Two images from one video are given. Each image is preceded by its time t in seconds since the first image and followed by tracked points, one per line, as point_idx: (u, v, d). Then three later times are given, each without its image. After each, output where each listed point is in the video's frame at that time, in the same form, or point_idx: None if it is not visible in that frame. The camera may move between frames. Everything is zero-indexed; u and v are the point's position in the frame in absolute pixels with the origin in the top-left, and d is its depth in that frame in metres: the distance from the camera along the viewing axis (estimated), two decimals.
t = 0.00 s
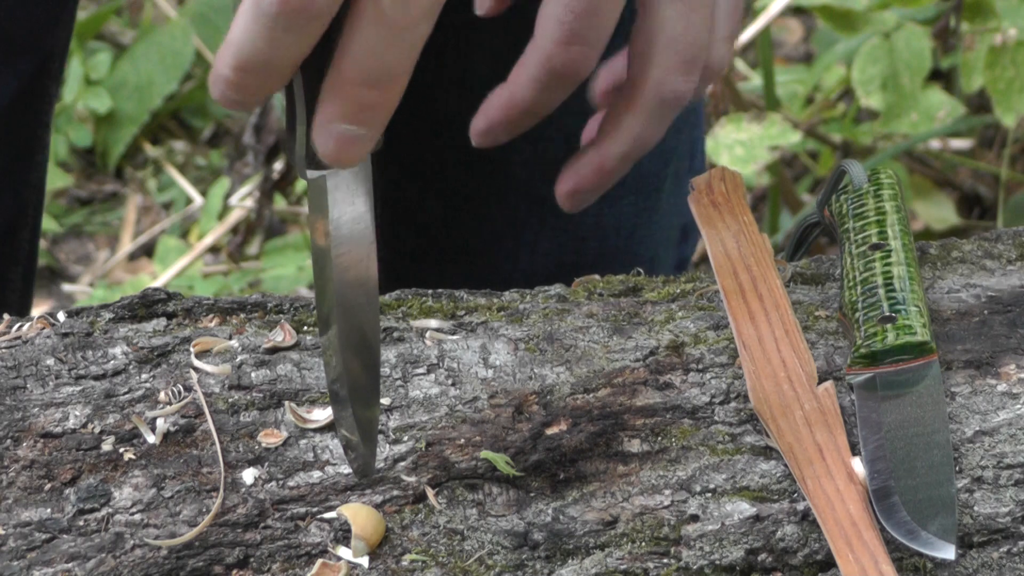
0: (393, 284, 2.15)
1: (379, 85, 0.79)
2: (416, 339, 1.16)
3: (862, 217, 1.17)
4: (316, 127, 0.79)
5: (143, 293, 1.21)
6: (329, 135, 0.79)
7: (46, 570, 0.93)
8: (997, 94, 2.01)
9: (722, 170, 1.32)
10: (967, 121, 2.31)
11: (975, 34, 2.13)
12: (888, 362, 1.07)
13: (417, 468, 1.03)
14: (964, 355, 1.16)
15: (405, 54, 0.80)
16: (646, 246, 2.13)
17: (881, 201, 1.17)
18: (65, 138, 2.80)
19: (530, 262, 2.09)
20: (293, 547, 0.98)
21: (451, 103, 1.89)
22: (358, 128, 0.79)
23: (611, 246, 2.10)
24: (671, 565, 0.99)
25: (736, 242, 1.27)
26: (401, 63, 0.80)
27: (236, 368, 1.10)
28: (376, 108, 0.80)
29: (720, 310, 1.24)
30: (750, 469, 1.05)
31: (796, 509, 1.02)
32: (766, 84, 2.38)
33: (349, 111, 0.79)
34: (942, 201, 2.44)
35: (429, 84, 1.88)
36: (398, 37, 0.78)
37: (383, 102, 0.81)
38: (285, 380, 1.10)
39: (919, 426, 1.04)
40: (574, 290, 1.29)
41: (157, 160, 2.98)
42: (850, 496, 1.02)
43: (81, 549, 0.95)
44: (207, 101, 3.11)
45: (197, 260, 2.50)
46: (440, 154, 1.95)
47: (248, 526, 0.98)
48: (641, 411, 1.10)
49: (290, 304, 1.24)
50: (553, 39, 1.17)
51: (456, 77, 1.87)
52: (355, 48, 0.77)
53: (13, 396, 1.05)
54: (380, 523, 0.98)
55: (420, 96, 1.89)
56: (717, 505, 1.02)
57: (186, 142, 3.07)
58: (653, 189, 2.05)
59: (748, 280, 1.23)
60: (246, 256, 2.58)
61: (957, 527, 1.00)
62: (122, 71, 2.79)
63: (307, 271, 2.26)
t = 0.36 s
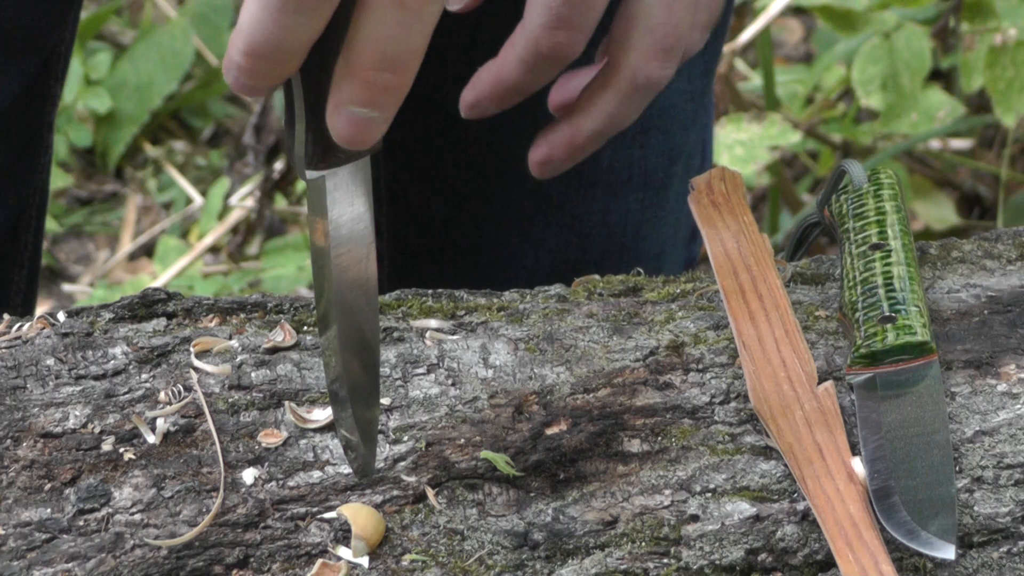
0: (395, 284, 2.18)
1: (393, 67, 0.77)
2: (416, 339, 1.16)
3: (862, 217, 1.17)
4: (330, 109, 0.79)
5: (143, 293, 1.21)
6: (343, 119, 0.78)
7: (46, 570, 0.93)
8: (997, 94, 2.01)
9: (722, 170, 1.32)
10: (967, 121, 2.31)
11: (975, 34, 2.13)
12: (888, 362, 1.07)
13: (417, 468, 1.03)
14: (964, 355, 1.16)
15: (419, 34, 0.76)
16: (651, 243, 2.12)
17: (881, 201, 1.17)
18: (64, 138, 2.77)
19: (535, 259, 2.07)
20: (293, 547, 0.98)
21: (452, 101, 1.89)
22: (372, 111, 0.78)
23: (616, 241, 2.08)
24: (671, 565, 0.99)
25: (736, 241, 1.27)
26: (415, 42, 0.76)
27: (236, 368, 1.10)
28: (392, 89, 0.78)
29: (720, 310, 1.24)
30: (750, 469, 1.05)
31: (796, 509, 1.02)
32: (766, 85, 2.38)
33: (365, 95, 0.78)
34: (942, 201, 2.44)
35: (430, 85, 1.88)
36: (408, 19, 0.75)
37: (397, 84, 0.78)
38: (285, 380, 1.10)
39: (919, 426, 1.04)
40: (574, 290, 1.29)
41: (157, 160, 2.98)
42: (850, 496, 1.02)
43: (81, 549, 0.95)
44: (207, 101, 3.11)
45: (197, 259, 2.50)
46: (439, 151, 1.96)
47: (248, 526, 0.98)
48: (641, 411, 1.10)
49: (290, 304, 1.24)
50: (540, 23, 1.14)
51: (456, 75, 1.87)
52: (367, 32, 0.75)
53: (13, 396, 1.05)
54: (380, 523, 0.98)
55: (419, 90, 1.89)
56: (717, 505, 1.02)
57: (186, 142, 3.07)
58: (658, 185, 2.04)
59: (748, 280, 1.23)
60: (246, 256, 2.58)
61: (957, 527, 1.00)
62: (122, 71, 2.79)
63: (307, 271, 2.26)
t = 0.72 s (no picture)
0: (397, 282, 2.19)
1: (320, 50, 0.76)
2: (416, 339, 1.16)
3: (862, 217, 1.17)
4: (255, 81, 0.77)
5: (143, 293, 1.21)
6: (262, 91, 0.76)
7: (46, 570, 0.93)
8: (997, 94, 2.02)
9: (722, 170, 1.32)
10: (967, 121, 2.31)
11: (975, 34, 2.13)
12: (888, 362, 1.07)
13: (417, 468, 1.03)
14: (964, 355, 1.16)
15: (350, 23, 0.76)
16: (651, 239, 2.12)
17: (881, 201, 1.17)
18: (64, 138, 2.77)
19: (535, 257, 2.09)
20: (293, 547, 0.98)
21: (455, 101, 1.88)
22: (292, 90, 0.76)
23: (615, 239, 2.09)
24: (671, 565, 0.99)
25: (736, 241, 1.27)
26: (345, 30, 0.76)
27: (236, 368, 1.10)
28: (317, 73, 0.77)
29: (720, 310, 1.24)
30: (750, 469, 1.05)
31: (796, 509, 1.02)
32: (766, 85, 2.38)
33: (289, 72, 0.76)
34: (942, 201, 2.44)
35: (430, 86, 1.88)
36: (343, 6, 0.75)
37: (324, 70, 0.77)
38: (285, 380, 1.10)
39: (919, 426, 1.04)
40: (574, 290, 1.29)
41: (157, 160, 2.98)
42: (850, 496, 1.02)
43: (81, 549, 0.95)
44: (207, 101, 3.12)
45: (197, 259, 2.50)
46: (439, 151, 1.95)
47: (248, 526, 0.98)
48: (641, 411, 1.10)
49: (290, 304, 1.24)
50: (535, 15, 1.08)
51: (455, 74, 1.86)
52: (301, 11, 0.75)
53: (13, 396, 1.05)
54: (380, 523, 0.98)
55: (420, 87, 1.89)
56: (717, 505, 1.02)
57: (186, 142, 3.07)
58: (659, 181, 2.04)
59: (748, 280, 1.23)
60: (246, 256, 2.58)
61: (957, 527, 1.00)
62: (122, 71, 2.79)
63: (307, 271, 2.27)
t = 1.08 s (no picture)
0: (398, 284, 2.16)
1: None
2: (416, 339, 1.15)
3: (863, 217, 1.17)
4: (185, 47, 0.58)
5: (143, 293, 1.19)
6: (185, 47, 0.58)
7: (46, 570, 0.93)
8: (997, 94, 2.02)
9: (722, 170, 1.32)
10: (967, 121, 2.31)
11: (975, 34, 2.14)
12: (888, 362, 1.07)
13: (417, 468, 1.03)
14: (964, 355, 1.16)
15: None
16: (647, 237, 2.19)
17: (880, 201, 1.17)
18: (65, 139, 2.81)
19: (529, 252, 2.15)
20: (293, 547, 0.98)
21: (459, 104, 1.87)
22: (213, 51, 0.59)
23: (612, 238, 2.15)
24: (671, 565, 0.99)
25: (736, 241, 1.28)
26: None
27: (236, 369, 1.10)
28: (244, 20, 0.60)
29: (720, 310, 1.23)
30: (750, 469, 1.05)
31: (796, 509, 1.02)
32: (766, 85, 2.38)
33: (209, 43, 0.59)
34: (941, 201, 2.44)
35: (430, 86, 1.87)
36: None
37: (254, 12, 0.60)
38: (285, 381, 1.09)
39: (919, 427, 1.04)
40: (574, 290, 1.29)
41: (158, 160, 2.98)
42: (851, 496, 1.02)
43: (81, 549, 0.95)
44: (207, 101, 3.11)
45: (197, 259, 2.50)
46: (439, 150, 1.95)
47: (248, 526, 0.98)
48: (641, 411, 1.10)
49: (290, 305, 1.23)
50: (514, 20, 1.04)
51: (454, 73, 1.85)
52: None
53: (13, 397, 1.05)
54: (379, 523, 0.99)
55: (420, 84, 1.87)
56: (717, 505, 1.02)
57: (186, 142, 3.07)
58: (655, 180, 2.09)
59: (748, 280, 1.23)
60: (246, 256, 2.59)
61: (957, 527, 1.00)
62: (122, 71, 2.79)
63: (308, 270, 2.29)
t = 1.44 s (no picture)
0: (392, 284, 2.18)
1: None
2: (415, 340, 1.14)
3: (863, 217, 1.17)
4: None
5: (143, 293, 1.18)
6: None
7: (46, 570, 0.93)
8: (997, 94, 2.02)
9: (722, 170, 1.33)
10: (967, 121, 2.31)
11: (975, 34, 2.14)
12: (888, 362, 1.07)
13: (417, 468, 1.04)
14: (964, 355, 1.16)
15: None
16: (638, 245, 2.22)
17: (881, 201, 1.17)
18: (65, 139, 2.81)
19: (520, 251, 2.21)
20: (292, 547, 0.98)
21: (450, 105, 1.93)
22: None
23: (600, 244, 2.22)
24: (671, 565, 1.00)
25: (736, 241, 1.28)
26: None
27: (236, 369, 1.09)
28: None
29: (719, 310, 1.23)
30: (750, 469, 1.05)
31: (796, 509, 1.02)
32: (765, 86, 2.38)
33: None
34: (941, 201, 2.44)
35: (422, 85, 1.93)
36: None
37: None
38: (285, 380, 1.09)
39: (919, 426, 1.04)
40: (574, 290, 1.26)
41: (158, 160, 2.98)
42: (850, 496, 1.02)
43: (81, 549, 0.95)
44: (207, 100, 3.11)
45: (197, 259, 2.51)
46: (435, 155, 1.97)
47: (248, 526, 0.98)
48: (641, 411, 1.10)
49: (289, 304, 1.21)
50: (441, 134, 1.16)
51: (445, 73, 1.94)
52: None
53: (13, 397, 1.05)
54: (379, 523, 0.99)
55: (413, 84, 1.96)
56: (717, 505, 1.02)
57: (185, 142, 3.07)
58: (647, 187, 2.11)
59: (748, 280, 1.23)
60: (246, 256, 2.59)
61: (957, 527, 1.00)
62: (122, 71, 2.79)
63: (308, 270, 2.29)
